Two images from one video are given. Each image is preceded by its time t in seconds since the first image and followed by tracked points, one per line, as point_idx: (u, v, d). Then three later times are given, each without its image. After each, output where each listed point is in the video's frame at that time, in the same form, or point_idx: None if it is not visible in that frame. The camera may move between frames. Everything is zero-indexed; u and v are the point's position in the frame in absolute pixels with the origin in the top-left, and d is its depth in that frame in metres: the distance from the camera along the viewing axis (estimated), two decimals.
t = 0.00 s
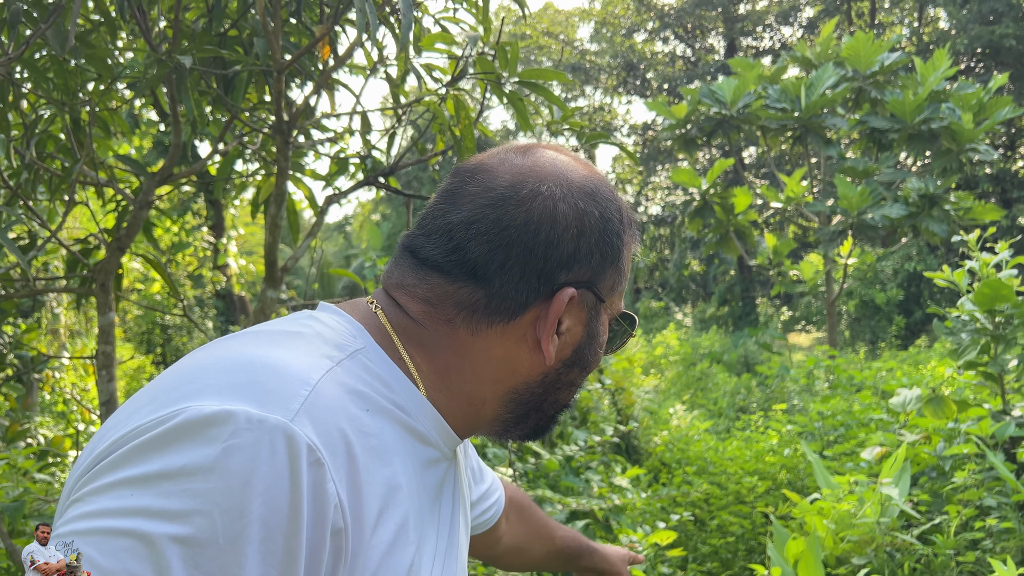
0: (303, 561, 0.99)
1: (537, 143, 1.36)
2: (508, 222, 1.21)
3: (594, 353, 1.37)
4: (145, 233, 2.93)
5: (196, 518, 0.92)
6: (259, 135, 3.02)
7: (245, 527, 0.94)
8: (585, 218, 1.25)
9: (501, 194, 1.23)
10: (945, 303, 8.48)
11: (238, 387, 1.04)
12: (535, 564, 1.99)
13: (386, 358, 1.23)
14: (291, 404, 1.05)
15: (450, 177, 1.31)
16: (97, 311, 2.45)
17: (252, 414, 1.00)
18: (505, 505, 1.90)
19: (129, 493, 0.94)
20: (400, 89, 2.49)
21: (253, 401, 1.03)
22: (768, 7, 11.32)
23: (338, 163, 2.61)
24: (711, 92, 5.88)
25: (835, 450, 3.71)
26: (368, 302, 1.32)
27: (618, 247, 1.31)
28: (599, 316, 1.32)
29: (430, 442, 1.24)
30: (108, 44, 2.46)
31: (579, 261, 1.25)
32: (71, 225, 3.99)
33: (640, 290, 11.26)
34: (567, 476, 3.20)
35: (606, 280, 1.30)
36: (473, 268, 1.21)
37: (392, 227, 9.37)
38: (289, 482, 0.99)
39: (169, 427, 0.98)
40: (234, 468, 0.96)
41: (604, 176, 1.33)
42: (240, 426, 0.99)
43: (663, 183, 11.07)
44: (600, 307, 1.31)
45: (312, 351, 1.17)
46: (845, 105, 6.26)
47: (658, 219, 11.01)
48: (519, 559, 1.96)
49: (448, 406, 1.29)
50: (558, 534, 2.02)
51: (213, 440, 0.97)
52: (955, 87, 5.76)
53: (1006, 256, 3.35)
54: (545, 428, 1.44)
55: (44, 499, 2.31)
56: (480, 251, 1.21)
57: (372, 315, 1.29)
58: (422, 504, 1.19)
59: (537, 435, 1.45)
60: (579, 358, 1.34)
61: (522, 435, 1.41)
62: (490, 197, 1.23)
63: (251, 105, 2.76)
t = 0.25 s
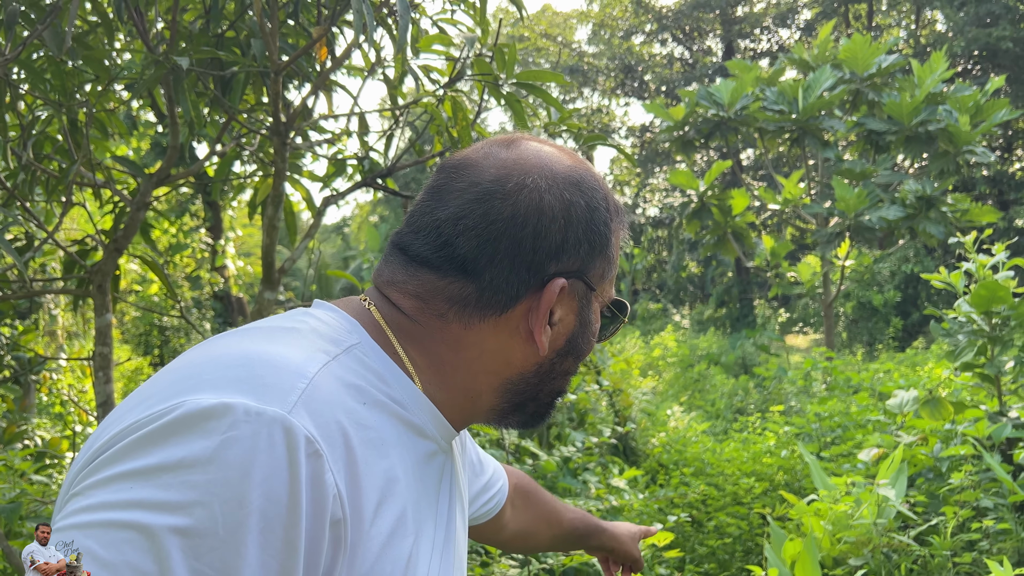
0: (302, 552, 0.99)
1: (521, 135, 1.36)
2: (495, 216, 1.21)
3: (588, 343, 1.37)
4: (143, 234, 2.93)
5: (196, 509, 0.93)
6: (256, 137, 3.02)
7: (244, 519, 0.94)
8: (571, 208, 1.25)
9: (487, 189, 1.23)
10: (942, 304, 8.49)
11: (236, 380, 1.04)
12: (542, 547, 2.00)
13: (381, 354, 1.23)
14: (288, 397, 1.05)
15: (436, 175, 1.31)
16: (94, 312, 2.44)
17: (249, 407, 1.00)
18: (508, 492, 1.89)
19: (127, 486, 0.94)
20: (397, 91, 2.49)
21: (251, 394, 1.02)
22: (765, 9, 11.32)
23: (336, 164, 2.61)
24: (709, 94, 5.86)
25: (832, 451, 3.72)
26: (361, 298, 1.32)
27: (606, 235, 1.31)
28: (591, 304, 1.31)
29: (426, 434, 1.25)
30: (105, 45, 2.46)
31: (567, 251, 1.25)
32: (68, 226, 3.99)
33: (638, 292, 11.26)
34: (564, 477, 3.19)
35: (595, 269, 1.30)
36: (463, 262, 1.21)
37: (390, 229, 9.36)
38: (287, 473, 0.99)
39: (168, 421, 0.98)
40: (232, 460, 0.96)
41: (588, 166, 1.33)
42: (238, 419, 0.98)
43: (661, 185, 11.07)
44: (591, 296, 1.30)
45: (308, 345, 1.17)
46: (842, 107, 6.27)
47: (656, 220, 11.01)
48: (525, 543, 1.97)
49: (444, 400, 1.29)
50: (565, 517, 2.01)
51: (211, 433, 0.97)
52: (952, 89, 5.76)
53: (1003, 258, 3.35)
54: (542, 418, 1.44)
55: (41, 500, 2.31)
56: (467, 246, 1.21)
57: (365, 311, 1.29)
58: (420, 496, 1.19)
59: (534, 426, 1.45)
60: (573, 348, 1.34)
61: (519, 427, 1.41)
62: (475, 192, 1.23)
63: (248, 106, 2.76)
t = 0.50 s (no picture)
0: (300, 547, 0.99)
1: (523, 136, 1.37)
2: (491, 206, 1.21)
3: (580, 345, 1.36)
4: (139, 234, 2.92)
5: (194, 506, 0.91)
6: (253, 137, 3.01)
7: (243, 515, 0.93)
8: (567, 204, 1.24)
9: (486, 181, 1.23)
10: (939, 306, 8.50)
11: (229, 378, 1.03)
12: (554, 546, 2.00)
13: (372, 349, 1.23)
14: (283, 392, 1.04)
15: (438, 169, 1.32)
16: (90, 312, 2.43)
17: (245, 403, 0.99)
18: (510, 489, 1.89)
19: (122, 486, 0.92)
20: (395, 90, 2.48)
21: (246, 391, 1.01)
22: (763, 11, 11.33)
23: (333, 164, 2.61)
24: (707, 95, 5.85)
25: (830, 452, 3.72)
26: (355, 294, 1.32)
27: (603, 237, 1.30)
28: (583, 305, 1.30)
29: (417, 430, 1.24)
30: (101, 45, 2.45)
31: (560, 246, 1.24)
32: (64, 227, 3.97)
33: (636, 293, 11.26)
34: (562, 478, 3.18)
35: (590, 269, 1.29)
36: (455, 251, 1.21)
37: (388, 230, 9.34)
38: (284, 468, 0.98)
39: (163, 418, 0.96)
40: (229, 455, 0.94)
41: (589, 169, 1.34)
42: (234, 415, 0.97)
43: (659, 186, 11.08)
44: (584, 297, 1.29)
45: (301, 341, 1.16)
46: (839, 108, 6.28)
47: (653, 222, 11.01)
48: (532, 542, 1.97)
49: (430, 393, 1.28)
50: (577, 520, 2.00)
51: (207, 430, 0.96)
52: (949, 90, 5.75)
53: (1000, 258, 3.35)
54: (532, 421, 1.42)
55: (36, 501, 2.29)
56: (463, 234, 1.21)
57: (359, 307, 1.29)
58: (414, 492, 1.19)
59: (523, 429, 1.43)
60: (564, 348, 1.32)
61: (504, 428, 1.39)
62: (474, 183, 1.24)
63: (245, 106, 2.76)
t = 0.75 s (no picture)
0: (269, 543, 0.97)
1: (514, 131, 1.39)
2: (479, 196, 1.22)
3: (579, 339, 1.35)
4: (136, 235, 2.91)
5: (158, 500, 0.90)
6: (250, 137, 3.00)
7: (206, 509, 0.92)
8: (557, 192, 1.25)
9: (474, 173, 1.24)
10: (936, 306, 8.52)
11: (203, 374, 1.02)
12: (521, 571, 1.90)
13: (361, 346, 1.22)
14: (254, 387, 1.03)
15: (429, 166, 1.33)
16: (86, 313, 2.42)
17: (212, 398, 0.98)
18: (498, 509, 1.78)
19: (92, 479, 0.92)
20: (392, 90, 2.48)
21: (216, 385, 1.01)
22: (760, 11, 11.34)
23: (330, 164, 2.60)
24: (704, 96, 5.84)
25: (827, 452, 3.72)
26: (349, 292, 1.31)
27: (596, 225, 1.30)
28: (580, 296, 1.30)
29: (409, 427, 1.22)
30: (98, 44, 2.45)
31: (552, 235, 1.24)
32: (61, 227, 3.96)
33: (633, 294, 11.26)
34: (559, 478, 3.18)
35: (585, 258, 1.29)
36: (445, 243, 1.21)
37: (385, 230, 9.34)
38: (252, 462, 0.97)
39: (132, 413, 0.96)
40: (195, 449, 0.93)
41: (580, 159, 1.34)
42: (201, 409, 0.96)
43: (656, 187, 11.09)
44: (580, 287, 1.29)
45: (281, 338, 1.16)
46: (836, 109, 6.29)
47: (650, 222, 11.01)
48: (504, 564, 1.87)
49: (428, 390, 1.26)
50: (553, 547, 1.91)
51: (174, 424, 0.95)
52: (946, 91, 5.73)
53: (997, 259, 3.35)
54: (533, 417, 1.41)
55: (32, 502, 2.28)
56: (451, 224, 1.22)
57: (352, 304, 1.28)
58: (398, 488, 1.17)
59: (524, 427, 1.42)
60: (562, 341, 1.31)
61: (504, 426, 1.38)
62: (463, 175, 1.25)
63: (242, 106, 2.75)
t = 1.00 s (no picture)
0: (249, 537, 0.91)
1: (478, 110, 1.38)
2: (409, 170, 1.24)
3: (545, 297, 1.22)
4: (134, 234, 2.90)
5: (137, 488, 0.85)
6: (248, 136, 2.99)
7: (184, 501, 0.86)
8: (476, 143, 1.23)
9: (408, 153, 1.27)
10: (932, 306, 8.54)
11: (184, 364, 0.97)
12: None
13: (349, 337, 1.17)
14: (235, 378, 0.97)
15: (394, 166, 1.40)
16: (84, 312, 2.41)
17: (192, 388, 0.92)
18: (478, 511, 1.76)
19: (72, 469, 0.87)
20: (390, 90, 2.47)
21: (196, 374, 0.95)
22: (757, 11, 11.36)
23: (328, 163, 2.59)
24: (702, 96, 5.84)
25: (824, 452, 3.72)
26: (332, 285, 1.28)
27: (534, 170, 1.23)
28: (529, 247, 1.20)
29: (397, 417, 1.17)
30: (95, 43, 2.44)
31: (473, 189, 1.20)
32: (58, 226, 3.95)
33: (631, 294, 11.27)
34: (557, 478, 3.18)
35: (525, 208, 1.21)
36: (378, 219, 1.25)
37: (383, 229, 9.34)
38: (232, 452, 0.91)
39: (113, 403, 0.91)
40: (175, 438, 0.88)
41: (520, 115, 1.31)
42: (180, 398, 0.91)
43: (654, 187, 11.10)
44: (525, 237, 1.20)
45: (267, 331, 1.10)
46: (834, 108, 6.29)
47: (648, 222, 11.02)
48: (480, 569, 1.85)
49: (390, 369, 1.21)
50: (527, 554, 1.91)
51: (153, 414, 0.89)
52: (943, 91, 5.73)
53: (994, 259, 3.36)
54: (525, 397, 1.26)
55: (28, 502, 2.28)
56: (385, 205, 1.25)
57: (333, 295, 1.24)
58: (388, 482, 1.11)
59: (521, 410, 1.28)
60: (520, 301, 1.21)
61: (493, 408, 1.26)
62: (401, 157, 1.28)
63: (240, 105, 2.74)
